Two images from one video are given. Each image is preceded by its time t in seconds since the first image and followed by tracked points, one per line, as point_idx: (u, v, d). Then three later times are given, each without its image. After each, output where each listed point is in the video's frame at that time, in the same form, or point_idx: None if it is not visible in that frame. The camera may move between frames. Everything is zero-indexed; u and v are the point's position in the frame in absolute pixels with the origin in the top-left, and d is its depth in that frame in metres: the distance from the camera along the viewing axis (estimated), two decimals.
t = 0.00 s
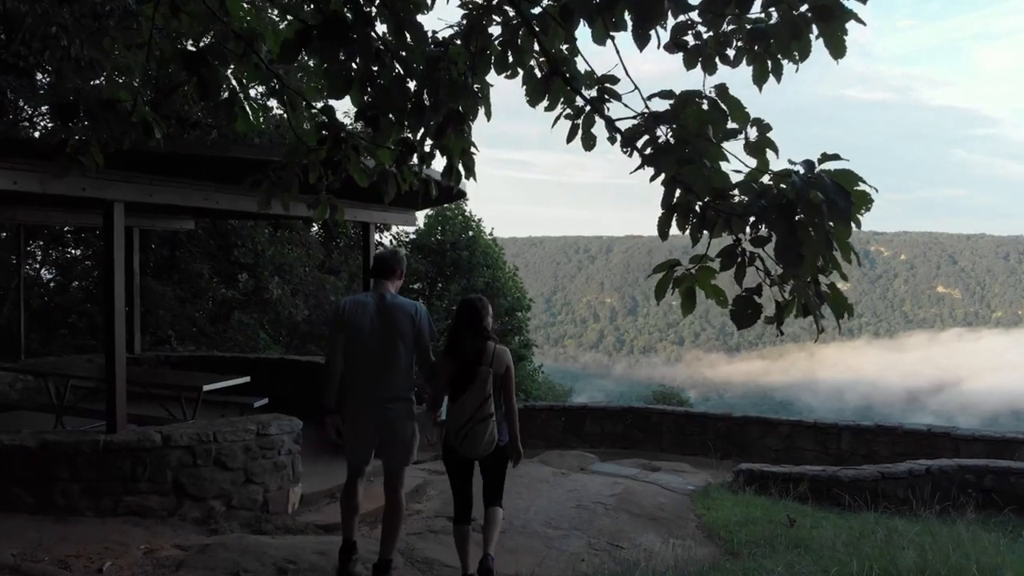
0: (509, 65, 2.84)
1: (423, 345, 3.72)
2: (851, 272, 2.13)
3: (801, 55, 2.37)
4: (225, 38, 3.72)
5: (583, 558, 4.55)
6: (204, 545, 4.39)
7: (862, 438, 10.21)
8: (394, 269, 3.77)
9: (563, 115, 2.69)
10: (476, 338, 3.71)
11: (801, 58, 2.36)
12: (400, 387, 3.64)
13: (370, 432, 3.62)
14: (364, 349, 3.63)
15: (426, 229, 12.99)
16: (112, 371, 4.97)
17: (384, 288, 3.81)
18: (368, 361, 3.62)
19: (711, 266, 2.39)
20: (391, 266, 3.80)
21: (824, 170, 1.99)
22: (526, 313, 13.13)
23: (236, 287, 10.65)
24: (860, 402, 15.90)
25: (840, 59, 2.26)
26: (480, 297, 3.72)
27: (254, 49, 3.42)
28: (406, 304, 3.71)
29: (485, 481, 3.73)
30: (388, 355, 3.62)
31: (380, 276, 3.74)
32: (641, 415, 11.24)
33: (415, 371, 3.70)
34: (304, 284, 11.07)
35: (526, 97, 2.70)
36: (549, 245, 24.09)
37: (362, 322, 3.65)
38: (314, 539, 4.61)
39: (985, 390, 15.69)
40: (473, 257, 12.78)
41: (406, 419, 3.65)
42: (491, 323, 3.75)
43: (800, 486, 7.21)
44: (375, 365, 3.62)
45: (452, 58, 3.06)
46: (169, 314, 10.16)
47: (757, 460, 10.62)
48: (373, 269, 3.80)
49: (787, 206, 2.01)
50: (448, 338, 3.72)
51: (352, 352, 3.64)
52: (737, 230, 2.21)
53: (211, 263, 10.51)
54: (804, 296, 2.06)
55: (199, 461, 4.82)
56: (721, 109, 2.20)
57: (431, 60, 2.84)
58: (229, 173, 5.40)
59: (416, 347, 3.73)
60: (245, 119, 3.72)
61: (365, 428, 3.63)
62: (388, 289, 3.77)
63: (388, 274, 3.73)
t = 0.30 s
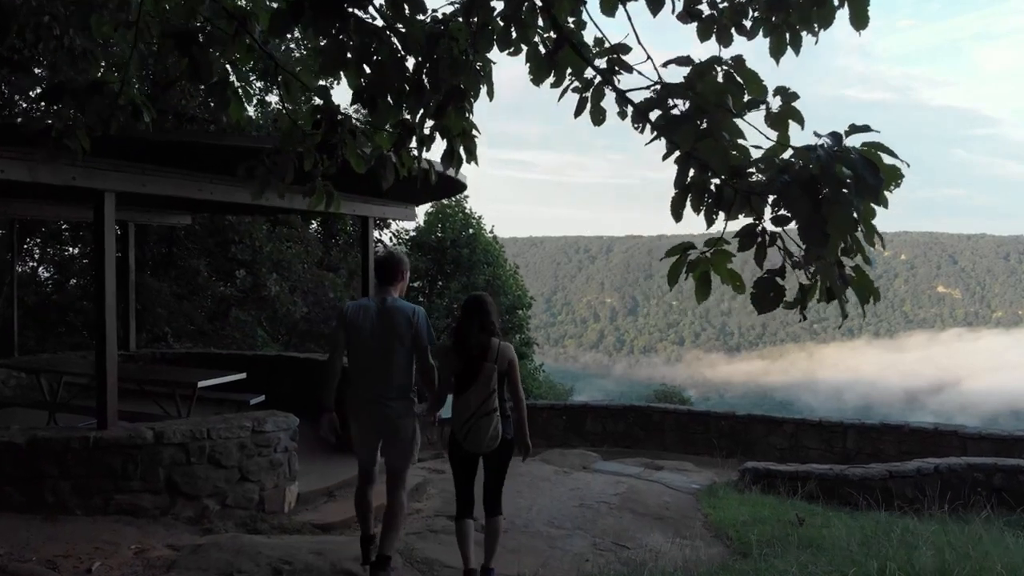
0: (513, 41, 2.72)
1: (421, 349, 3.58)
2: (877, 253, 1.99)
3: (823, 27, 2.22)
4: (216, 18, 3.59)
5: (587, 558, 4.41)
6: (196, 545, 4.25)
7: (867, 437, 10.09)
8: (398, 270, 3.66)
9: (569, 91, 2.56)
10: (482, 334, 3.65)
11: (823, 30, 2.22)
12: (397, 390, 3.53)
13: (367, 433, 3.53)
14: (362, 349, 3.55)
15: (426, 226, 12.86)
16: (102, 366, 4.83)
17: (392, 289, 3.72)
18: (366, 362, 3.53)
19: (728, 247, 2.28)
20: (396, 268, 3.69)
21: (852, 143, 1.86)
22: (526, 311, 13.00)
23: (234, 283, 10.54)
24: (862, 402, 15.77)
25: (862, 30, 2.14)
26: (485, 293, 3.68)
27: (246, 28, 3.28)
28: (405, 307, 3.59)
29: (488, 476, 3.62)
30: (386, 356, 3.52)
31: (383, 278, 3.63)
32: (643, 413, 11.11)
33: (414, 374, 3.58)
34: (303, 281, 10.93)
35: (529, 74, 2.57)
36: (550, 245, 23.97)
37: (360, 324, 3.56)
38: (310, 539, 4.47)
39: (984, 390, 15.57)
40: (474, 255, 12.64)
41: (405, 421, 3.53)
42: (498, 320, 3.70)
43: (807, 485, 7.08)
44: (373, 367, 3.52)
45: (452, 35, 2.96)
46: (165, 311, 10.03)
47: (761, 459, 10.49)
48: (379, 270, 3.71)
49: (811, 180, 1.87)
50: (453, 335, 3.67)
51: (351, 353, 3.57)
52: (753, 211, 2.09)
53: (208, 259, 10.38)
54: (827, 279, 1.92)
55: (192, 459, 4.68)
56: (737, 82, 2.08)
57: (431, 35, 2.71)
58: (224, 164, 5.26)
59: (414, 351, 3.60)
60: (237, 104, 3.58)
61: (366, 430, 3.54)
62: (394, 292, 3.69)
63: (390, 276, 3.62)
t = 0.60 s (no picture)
0: (517, 13, 2.59)
1: (414, 358, 3.49)
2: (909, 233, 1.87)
3: None
4: None
5: (592, 558, 4.27)
6: (188, 546, 4.11)
7: (873, 436, 9.96)
8: (398, 278, 3.61)
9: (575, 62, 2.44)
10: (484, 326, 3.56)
11: None
12: (396, 401, 3.51)
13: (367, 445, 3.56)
14: (360, 361, 3.55)
15: (427, 224, 12.72)
16: (93, 360, 4.69)
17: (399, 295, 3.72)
18: (366, 375, 3.54)
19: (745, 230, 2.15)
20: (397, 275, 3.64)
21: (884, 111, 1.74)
22: (528, 309, 12.86)
23: (230, 280, 10.32)
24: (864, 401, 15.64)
25: None
26: (488, 289, 3.59)
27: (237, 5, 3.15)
28: (399, 316, 3.52)
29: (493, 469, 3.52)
30: (383, 362, 3.49)
31: (382, 287, 3.59)
32: (646, 412, 10.97)
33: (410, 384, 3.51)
34: (301, 278, 10.77)
35: (535, 46, 2.47)
36: (550, 244, 23.74)
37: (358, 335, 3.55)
38: (306, 539, 4.33)
39: (983, 390, 15.45)
40: (474, 252, 12.47)
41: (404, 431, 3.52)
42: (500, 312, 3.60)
43: (814, 483, 6.94)
44: (371, 380, 3.52)
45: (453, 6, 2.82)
46: (162, 309, 9.86)
47: (766, 458, 10.36)
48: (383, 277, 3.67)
49: (842, 150, 1.75)
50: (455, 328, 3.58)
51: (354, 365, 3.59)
52: (774, 186, 1.97)
53: (205, 256, 10.24)
54: (858, 256, 1.79)
55: (185, 456, 4.55)
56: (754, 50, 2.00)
57: (429, 6, 2.57)
58: (218, 154, 5.13)
59: (409, 362, 3.51)
60: (230, 86, 3.46)
61: (370, 433, 3.54)
62: (399, 299, 3.66)
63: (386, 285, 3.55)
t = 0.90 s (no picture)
0: None
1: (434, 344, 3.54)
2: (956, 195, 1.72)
3: None
4: None
5: (599, 560, 4.11)
6: (177, 546, 3.94)
7: (881, 434, 9.79)
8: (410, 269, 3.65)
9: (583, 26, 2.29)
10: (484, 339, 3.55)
11: None
12: (417, 382, 3.52)
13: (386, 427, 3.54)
14: (380, 346, 3.54)
15: (427, 221, 12.56)
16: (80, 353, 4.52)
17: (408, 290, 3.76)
18: (386, 359, 3.54)
19: (771, 206, 1.98)
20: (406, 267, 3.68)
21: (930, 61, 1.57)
22: (529, 306, 12.68)
23: (227, 276, 10.16)
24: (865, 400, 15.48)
25: None
26: (490, 306, 3.56)
27: None
28: (419, 302, 3.55)
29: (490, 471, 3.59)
30: (404, 347, 3.51)
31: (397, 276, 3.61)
32: (649, 411, 10.80)
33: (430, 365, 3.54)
34: (299, 274, 10.60)
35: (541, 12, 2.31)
36: (550, 244, 23.14)
37: (376, 321, 3.55)
38: (301, 539, 4.17)
39: (984, 390, 15.28)
40: (475, 248, 12.29)
41: (424, 414, 3.52)
42: (501, 330, 3.58)
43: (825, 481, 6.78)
44: (392, 363, 3.52)
45: None
46: (158, 305, 9.71)
47: (772, 457, 10.20)
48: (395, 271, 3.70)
49: (883, 108, 1.58)
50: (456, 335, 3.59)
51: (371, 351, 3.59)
52: (801, 154, 1.85)
53: (202, 252, 10.07)
54: (901, 227, 1.64)
55: (175, 454, 4.38)
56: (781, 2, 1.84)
57: None
58: (212, 141, 4.97)
59: (430, 347, 3.55)
60: (219, 62, 3.29)
61: (384, 419, 3.52)
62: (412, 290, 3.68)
63: (402, 275, 3.58)
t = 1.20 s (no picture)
0: None
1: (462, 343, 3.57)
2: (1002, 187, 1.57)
3: None
4: None
5: (605, 568, 3.95)
6: (165, 554, 3.77)
7: (888, 435, 9.62)
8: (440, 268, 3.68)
9: None
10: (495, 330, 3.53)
11: None
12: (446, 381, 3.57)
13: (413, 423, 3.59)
14: (410, 344, 3.58)
15: (427, 220, 12.41)
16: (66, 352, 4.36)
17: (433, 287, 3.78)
18: (416, 357, 3.58)
19: (800, 189, 1.80)
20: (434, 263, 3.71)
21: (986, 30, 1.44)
22: (530, 306, 12.52)
23: (223, 274, 10.00)
24: (867, 400, 15.32)
25: None
26: (498, 299, 3.51)
27: None
28: (451, 303, 3.60)
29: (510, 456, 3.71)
30: (432, 345, 3.56)
31: (430, 276, 3.64)
32: (652, 411, 10.63)
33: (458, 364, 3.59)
34: (296, 272, 10.44)
35: None
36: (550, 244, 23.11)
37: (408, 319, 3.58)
38: (295, 546, 4.00)
39: (983, 390, 15.10)
40: (476, 247, 12.11)
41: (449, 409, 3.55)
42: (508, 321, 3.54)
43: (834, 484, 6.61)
44: (423, 361, 3.57)
45: None
46: (152, 304, 9.55)
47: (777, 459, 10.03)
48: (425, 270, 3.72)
49: (934, 77, 1.45)
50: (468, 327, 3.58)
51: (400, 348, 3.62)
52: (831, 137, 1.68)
53: (198, 250, 9.92)
54: (944, 216, 1.48)
55: (164, 457, 4.21)
56: None
57: None
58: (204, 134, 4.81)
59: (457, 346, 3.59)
60: (207, 44, 3.12)
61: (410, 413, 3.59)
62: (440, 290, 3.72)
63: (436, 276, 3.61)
